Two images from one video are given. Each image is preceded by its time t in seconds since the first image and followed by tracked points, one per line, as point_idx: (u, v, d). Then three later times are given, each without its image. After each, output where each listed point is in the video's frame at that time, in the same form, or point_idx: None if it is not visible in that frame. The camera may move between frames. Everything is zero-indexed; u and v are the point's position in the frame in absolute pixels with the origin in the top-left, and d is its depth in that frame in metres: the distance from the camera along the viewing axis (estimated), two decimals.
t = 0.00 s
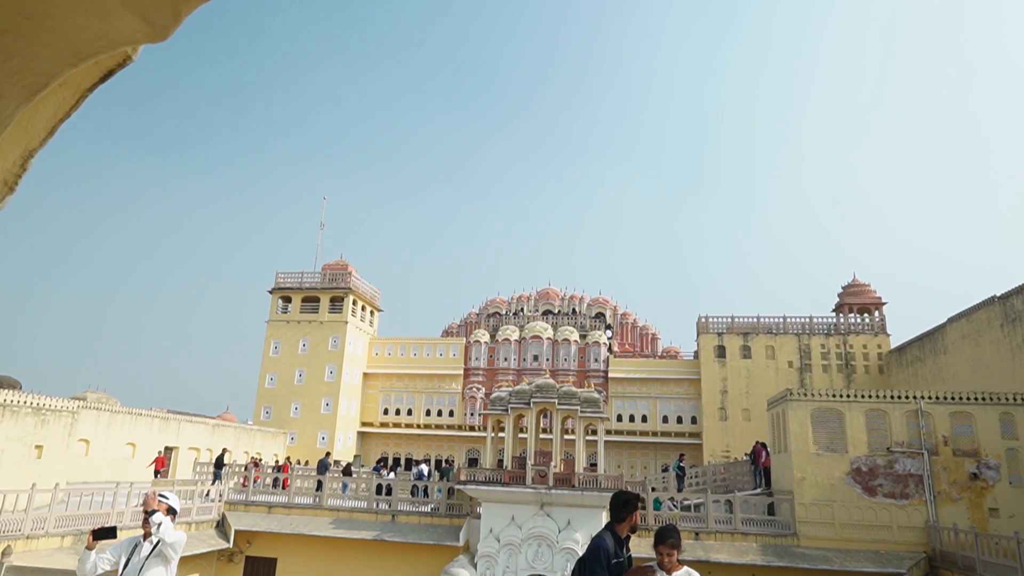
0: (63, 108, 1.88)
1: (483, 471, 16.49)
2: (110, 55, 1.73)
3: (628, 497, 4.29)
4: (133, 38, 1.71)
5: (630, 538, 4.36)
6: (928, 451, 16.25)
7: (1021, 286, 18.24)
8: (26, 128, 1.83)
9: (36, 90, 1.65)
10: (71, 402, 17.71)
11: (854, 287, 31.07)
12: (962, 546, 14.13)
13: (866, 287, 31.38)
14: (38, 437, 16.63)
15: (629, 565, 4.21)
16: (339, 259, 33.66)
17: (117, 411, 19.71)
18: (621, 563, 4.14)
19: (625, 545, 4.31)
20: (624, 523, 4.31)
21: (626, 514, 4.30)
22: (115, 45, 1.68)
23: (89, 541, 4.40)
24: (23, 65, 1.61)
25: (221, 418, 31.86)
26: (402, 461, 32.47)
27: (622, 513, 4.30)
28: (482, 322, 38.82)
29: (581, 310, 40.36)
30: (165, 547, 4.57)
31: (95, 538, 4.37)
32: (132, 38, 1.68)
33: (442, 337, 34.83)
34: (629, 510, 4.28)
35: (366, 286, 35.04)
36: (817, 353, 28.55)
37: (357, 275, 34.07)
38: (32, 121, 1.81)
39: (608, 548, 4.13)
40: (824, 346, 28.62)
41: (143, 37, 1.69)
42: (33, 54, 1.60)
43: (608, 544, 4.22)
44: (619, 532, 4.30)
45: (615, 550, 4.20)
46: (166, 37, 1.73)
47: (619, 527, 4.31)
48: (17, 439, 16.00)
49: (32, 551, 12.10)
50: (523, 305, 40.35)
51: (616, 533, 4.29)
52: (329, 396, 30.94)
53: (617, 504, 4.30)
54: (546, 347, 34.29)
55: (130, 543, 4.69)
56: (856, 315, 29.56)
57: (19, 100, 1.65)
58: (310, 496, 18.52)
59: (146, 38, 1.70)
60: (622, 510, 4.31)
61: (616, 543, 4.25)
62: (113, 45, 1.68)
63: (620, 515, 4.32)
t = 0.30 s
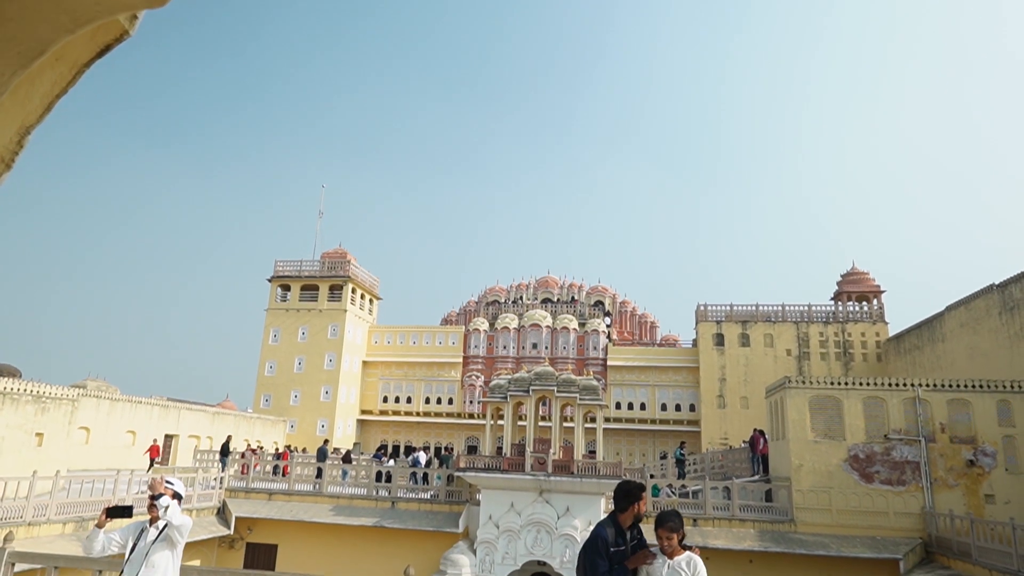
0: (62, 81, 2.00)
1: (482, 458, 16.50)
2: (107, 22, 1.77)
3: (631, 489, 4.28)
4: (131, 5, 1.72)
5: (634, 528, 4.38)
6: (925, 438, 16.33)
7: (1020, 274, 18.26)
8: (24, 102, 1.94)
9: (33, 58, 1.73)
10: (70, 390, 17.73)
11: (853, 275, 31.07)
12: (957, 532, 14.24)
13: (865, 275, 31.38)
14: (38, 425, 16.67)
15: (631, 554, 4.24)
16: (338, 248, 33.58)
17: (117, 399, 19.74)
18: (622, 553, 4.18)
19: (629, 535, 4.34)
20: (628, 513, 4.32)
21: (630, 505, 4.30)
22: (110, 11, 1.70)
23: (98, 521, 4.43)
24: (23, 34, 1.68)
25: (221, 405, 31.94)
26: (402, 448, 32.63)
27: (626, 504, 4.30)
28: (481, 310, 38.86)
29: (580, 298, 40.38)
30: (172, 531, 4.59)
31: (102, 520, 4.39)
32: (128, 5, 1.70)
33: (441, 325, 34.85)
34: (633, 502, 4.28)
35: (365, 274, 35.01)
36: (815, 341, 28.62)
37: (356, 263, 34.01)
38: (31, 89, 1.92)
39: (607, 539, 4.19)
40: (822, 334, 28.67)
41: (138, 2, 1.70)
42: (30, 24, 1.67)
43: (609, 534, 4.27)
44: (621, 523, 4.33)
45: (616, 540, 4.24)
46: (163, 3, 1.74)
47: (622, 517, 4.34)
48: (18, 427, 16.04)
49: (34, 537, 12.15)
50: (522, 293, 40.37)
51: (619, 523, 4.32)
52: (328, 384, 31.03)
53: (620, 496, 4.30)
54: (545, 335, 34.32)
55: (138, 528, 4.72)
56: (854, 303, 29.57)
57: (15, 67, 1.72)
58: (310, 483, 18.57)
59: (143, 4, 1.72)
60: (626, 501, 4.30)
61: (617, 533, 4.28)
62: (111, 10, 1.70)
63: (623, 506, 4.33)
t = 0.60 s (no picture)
0: (54, 54, 2.01)
1: (479, 445, 16.53)
2: None
3: (624, 478, 4.29)
4: None
5: (632, 516, 4.38)
6: (920, 425, 16.43)
7: (1016, 262, 18.29)
8: (16, 74, 1.95)
9: (21, 16, 1.81)
10: (67, 377, 17.72)
11: (849, 263, 31.09)
12: (950, 518, 14.36)
13: (861, 263, 31.41)
14: (36, 412, 16.70)
15: (628, 541, 4.26)
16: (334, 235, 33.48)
17: (114, 386, 19.75)
18: (616, 542, 4.22)
19: (626, 523, 4.36)
20: (624, 502, 4.32)
21: (624, 494, 4.31)
22: None
23: (96, 502, 4.44)
24: None
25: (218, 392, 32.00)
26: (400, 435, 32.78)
27: (619, 494, 4.32)
28: (479, 298, 38.86)
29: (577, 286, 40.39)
30: (169, 516, 4.59)
31: (100, 503, 4.40)
32: None
33: (439, 313, 34.85)
34: (627, 491, 4.29)
35: (362, 262, 34.95)
36: (811, 329, 28.71)
37: (353, 250, 33.94)
38: (23, 64, 1.94)
39: (599, 527, 4.26)
40: (818, 322, 28.75)
41: None
42: None
43: (605, 522, 4.32)
44: (617, 513, 4.36)
45: (611, 529, 4.28)
46: None
47: (617, 506, 4.36)
48: (16, 414, 16.05)
49: (33, 523, 12.19)
50: (520, 281, 40.37)
51: (614, 513, 4.35)
52: (326, 371, 31.09)
53: (614, 485, 4.34)
54: (542, 323, 34.32)
55: (135, 511, 4.74)
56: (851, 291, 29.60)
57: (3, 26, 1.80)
58: (308, 470, 18.63)
59: None
60: (620, 491, 4.31)
61: (612, 522, 4.32)
62: None
63: (617, 495, 4.35)
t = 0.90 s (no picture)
0: (35, 30, 1.96)
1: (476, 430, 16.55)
2: None
3: (621, 468, 4.25)
4: None
5: (629, 502, 4.34)
6: (914, 411, 16.53)
7: (1012, 249, 18.32)
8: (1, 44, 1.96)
9: None
10: (63, 363, 17.66)
11: (845, 250, 31.11)
12: (943, 501, 14.50)
13: (857, 250, 31.42)
14: (32, 399, 16.68)
15: (626, 528, 4.25)
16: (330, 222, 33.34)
17: (111, 373, 19.71)
18: (614, 530, 4.20)
19: (624, 509, 4.33)
20: (621, 489, 4.29)
21: (621, 482, 4.28)
22: None
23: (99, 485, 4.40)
24: None
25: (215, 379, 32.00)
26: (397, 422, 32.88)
27: (616, 482, 4.29)
28: (475, 285, 38.83)
29: (573, 273, 40.36)
30: (174, 501, 4.59)
31: (104, 486, 4.37)
32: None
33: (435, 300, 34.81)
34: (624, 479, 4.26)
35: (358, 249, 34.83)
36: (807, 315, 28.79)
37: (349, 237, 33.80)
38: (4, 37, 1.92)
39: (597, 514, 4.24)
40: (814, 308, 28.83)
41: None
42: None
43: (602, 510, 4.29)
44: (614, 500, 4.32)
45: (609, 516, 4.25)
46: None
47: (614, 494, 4.32)
48: (12, 401, 16.03)
49: (31, 510, 12.21)
50: (516, 268, 40.33)
51: (611, 500, 4.32)
52: (322, 358, 31.10)
53: (609, 474, 4.30)
54: (539, 309, 34.31)
55: (138, 496, 4.72)
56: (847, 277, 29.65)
57: None
58: (305, 456, 18.67)
59: None
60: (617, 479, 4.28)
61: (609, 509, 4.29)
62: None
63: (615, 482, 4.31)
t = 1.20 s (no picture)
0: None
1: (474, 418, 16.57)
2: None
3: (623, 453, 4.26)
4: None
5: (629, 487, 4.37)
6: (910, 396, 16.60)
7: (1008, 234, 18.35)
8: None
9: None
10: (60, 353, 17.62)
11: (842, 236, 31.12)
12: (938, 485, 14.60)
13: (854, 236, 31.43)
14: (30, 389, 16.64)
15: (626, 512, 4.28)
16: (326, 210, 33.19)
17: (108, 363, 19.67)
18: (614, 514, 4.23)
19: (624, 493, 4.35)
20: (622, 475, 4.30)
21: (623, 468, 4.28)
22: None
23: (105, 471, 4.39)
24: None
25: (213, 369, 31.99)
26: (395, 410, 32.98)
27: (617, 468, 4.30)
28: (472, 273, 38.80)
29: (570, 260, 40.33)
30: (183, 493, 4.57)
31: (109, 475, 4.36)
32: None
33: (432, 288, 34.78)
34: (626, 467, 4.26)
35: (355, 237, 34.72)
36: (804, 302, 28.85)
37: (345, 226, 33.66)
38: None
39: (597, 500, 4.27)
40: (810, 295, 28.88)
41: None
42: None
43: (602, 494, 4.32)
44: (614, 485, 4.35)
45: (609, 501, 4.28)
46: None
47: (614, 478, 4.35)
48: (9, 392, 15.99)
49: (31, 499, 12.22)
50: (513, 256, 40.29)
51: (612, 485, 4.34)
52: (320, 347, 31.12)
53: (611, 459, 4.33)
54: (536, 297, 34.28)
55: (145, 485, 4.71)
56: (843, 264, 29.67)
57: None
58: (304, 444, 18.69)
59: None
60: (619, 465, 4.30)
61: (609, 494, 4.32)
62: None
63: (617, 468, 4.33)
